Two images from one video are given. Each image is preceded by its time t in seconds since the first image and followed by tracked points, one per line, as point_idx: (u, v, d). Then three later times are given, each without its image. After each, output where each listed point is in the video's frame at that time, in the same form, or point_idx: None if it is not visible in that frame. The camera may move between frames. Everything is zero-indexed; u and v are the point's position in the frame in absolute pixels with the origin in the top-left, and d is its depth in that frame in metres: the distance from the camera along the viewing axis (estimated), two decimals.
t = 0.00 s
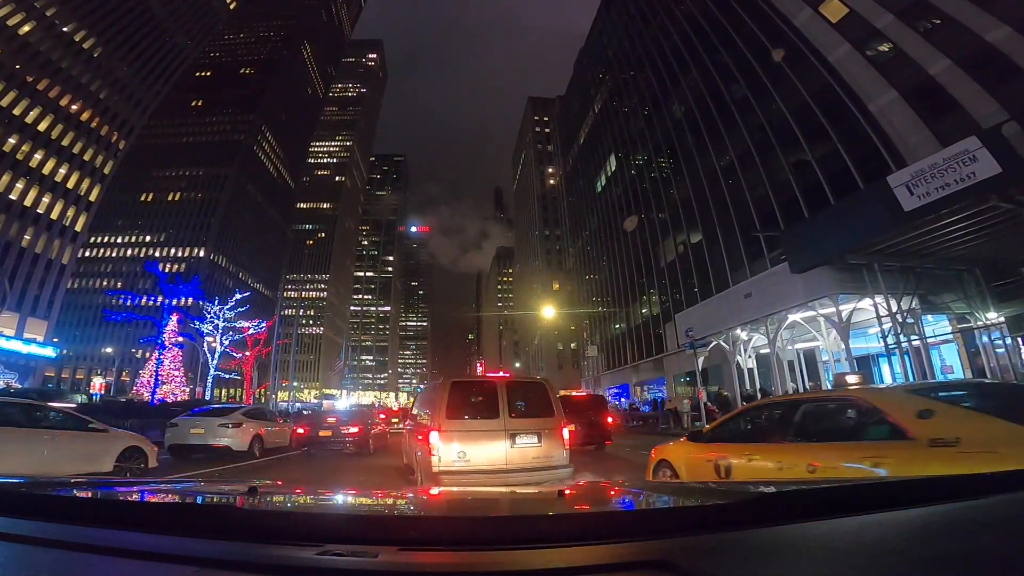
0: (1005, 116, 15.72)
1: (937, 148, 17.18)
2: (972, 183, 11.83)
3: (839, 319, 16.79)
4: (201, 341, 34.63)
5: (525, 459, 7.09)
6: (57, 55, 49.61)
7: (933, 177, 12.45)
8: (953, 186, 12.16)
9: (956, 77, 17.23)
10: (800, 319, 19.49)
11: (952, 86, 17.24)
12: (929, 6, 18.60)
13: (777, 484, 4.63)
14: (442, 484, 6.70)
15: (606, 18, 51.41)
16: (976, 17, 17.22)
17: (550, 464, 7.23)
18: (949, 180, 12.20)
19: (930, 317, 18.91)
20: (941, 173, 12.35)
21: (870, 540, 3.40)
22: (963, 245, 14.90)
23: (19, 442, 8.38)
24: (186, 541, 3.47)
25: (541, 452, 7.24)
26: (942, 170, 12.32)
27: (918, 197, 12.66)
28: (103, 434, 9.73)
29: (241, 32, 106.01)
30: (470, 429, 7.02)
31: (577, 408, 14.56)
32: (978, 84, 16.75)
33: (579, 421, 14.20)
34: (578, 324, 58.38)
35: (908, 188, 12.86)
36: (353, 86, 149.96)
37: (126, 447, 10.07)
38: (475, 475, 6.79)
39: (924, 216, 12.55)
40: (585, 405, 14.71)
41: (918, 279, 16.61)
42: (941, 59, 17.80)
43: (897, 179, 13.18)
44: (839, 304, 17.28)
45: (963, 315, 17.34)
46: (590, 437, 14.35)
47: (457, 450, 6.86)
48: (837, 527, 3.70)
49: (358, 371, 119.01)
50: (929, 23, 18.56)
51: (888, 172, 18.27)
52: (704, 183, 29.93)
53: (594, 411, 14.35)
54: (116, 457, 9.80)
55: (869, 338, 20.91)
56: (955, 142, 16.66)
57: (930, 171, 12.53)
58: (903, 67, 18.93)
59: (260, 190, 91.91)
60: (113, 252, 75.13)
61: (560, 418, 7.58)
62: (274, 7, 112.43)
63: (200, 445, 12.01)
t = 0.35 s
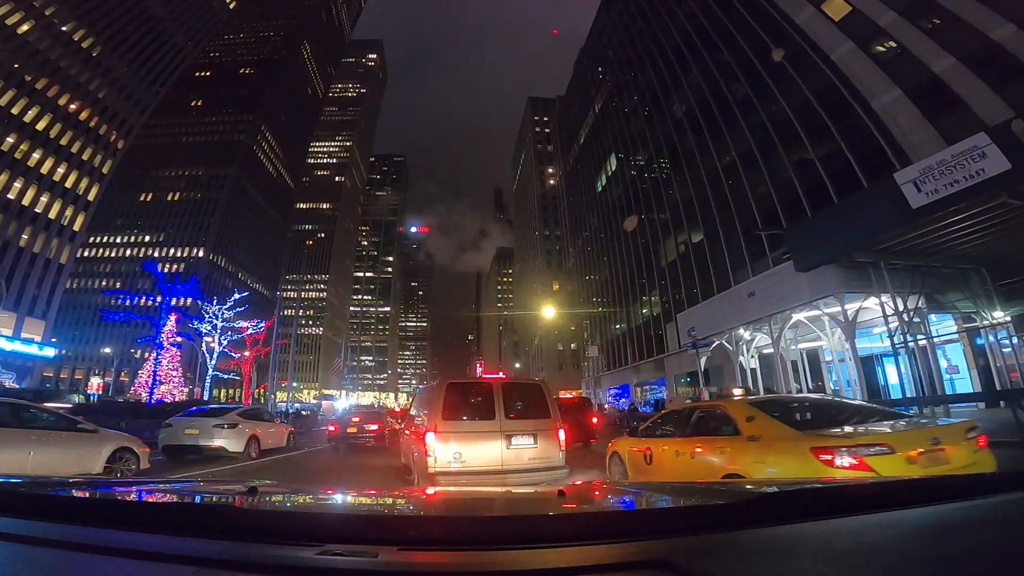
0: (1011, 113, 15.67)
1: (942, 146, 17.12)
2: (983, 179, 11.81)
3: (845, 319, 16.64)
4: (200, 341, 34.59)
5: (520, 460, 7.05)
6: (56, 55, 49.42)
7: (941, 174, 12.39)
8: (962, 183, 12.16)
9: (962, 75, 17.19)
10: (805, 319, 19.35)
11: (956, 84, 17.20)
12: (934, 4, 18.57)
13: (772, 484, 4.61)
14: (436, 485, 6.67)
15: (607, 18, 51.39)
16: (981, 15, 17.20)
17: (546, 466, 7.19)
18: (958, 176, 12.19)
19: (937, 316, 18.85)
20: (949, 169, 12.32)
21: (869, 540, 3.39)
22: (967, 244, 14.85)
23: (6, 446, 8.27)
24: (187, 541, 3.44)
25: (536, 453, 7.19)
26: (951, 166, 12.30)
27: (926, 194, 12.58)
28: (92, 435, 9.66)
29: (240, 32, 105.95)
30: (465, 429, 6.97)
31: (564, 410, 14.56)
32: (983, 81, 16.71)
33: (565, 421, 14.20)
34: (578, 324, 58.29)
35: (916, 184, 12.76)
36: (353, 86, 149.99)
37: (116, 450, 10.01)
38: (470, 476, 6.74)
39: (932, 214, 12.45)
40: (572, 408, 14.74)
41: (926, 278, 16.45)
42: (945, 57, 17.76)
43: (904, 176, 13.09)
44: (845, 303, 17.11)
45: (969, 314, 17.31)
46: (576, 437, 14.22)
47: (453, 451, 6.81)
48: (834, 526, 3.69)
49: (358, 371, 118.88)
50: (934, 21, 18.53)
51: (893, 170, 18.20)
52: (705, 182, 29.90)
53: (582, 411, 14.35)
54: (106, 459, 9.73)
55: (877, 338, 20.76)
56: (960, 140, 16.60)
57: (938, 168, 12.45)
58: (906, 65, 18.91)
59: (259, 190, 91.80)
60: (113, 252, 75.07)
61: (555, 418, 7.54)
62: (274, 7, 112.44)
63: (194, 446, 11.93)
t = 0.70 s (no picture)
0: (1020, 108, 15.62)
1: (949, 142, 17.07)
2: (1000, 171, 11.72)
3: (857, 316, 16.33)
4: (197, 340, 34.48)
5: (517, 461, 6.98)
6: (53, 53, 49.42)
7: (956, 167, 12.31)
8: (978, 176, 12.08)
9: (970, 70, 17.15)
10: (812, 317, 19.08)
11: (964, 79, 17.17)
12: None
13: (771, 484, 4.56)
14: (430, 486, 6.61)
15: (606, 17, 51.43)
16: (989, 10, 17.16)
17: (543, 467, 7.12)
18: (974, 169, 12.10)
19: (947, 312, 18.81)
20: (965, 162, 12.24)
21: (872, 538, 3.37)
22: (974, 240, 14.77)
23: None
24: (187, 541, 3.39)
25: (533, 453, 7.13)
26: (967, 159, 12.22)
27: (941, 187, 12.48)
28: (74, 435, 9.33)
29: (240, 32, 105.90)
30: (460, 430, 6.92)
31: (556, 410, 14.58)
32: (992, 76, 16.68)
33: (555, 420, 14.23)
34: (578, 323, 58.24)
35: (930, 177, 12.65)
36: (353, 86, 149.96)
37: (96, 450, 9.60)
38: (465, 477, 6.67)
39: (946, 207, 12.36)
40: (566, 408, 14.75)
41: (937, 275, 16.27)
42: (953, 52, 17.74)
43: (918, 169, 12.98)
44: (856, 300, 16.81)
45: (980, 311, 17.27)
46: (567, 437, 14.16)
47: (447, 452, 6.75)
48: (838, 525, 3.65)
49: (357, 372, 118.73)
50: (942, 16, 18.49)
51: (899, 165, 18.13)
52: (708, 180, 29.85)
53: (574, 411, 14.34)
54: (88, 460, 9.36)
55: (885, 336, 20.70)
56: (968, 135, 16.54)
57: (953, 160, 12.36)
58: (913, 61, 18.87)
59: (258, 190, 91.70)
60: (111, 252, 75.01)
61: (553, 419, 7.49)
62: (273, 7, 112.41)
63: (183, 447, 11.78)
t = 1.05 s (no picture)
0: None
1: (961, 136, 16.90)
2: None
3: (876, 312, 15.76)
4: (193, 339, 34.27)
5: (513, 463, 6.88)
6: (49, 50, 49.32)
7: (980, 157, 12.02)
8: (1003, 166, 11.77)
9: (984, 64, 17.02)
10: (825, 314, 18.60)
11: (976, 72, 17.03)
12: None
13: (777, 483, 4.48)
14: (422, 489, 6.52)
15: (607, 15, 51.35)
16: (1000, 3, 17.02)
17: (542, 469, 7.03)
18: (999, 158, 11.79)
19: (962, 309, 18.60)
20: (989, 151, 11.94)
21: (887, 536, 3.30)
22: (984, 236, 14.64)
23: None
24: (186, 541, 3.32)
25: (531, 455, 7.04)
26: (992, 148, 11.90)
27: (963, 177, 12.24)
28: (40, 437, 8.50)
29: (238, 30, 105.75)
30: (456, 432, 6.83)
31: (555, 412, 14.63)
32: (1005, 69, 16.54)
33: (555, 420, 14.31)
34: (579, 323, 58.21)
35: (952, 167, 12.42)
36: (352, 85, 149.79)
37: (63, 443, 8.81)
38: (460, 480, 6.58)
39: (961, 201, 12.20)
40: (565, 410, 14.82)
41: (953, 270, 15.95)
42: (965, 46, 17.62)
43: (940, 159, 12.76)
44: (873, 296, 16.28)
45: (997, 308, 17.04)
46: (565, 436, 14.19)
47: (440, 453, 6.65)
48: (849, 524, 3.59)
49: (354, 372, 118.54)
50: (954, 10, 18.37)
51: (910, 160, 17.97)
52: (711, 177, 29.77)
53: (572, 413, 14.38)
54: (58, 460, 8.59)
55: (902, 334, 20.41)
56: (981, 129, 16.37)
57: (977, 150, 12.05)
58: (924, 54, 18.68)
59: (257, 189, 91.53)
60: (107, 250, 74.96)
61: (553, 420, 7.41)
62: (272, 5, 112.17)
63: (167, 448, 11.45)
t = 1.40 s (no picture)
0: None
1: (974, 130, 16.59)
2: None
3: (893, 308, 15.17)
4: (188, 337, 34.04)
5: (511, 465, 6.79)
6: (44, 46, 49.16)
7: (1006, 145, 11.27)
8: None
9: (996, 57, 16.71)
10: (837, 310, 18.06)
11: (989, 64, 16.72)
12: None
13: (781, 483, 4.38)
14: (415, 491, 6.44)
15: (608, 11, 51.18)
16: None
17: (541, 472, 6.95)
18: None
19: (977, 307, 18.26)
20: (1016, 139, 11.21)
21: (898, 536, 3.22)
22: (994, 233, 14.46)
23: None
24: (181, 541, 3.24)
25: (531, 456, 6.95)
26: (1018, 136, 11.20)
27: (991, 167, 11.40)
28: None
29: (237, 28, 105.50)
30: (453, 433, 6.73)
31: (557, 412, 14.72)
32: (1017, 61, 16.21)
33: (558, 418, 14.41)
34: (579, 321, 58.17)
35: (978, 156, 11.53)
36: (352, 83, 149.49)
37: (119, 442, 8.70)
38: (455, 482, 6.49)
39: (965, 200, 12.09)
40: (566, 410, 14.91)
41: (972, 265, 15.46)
42: (977, 38, 17.31)
43: (962, 148, 11.86)
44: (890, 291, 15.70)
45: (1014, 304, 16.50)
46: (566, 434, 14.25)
47: (433, 456, 6.57)
48: (862, 526, 3.48)
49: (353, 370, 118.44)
50: (966, 2, 18.03)
51: (920, 154, 17.65)
52: (716, 173, 29.63)
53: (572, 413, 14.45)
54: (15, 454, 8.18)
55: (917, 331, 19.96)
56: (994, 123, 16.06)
57: (1004, 138, 11.30)
58: (934, 47, 18.40)
59: (255, 186, 91.32)
60: (104, 248, 74.78)
61: (554, 421, 7.32)
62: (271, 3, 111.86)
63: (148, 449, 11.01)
